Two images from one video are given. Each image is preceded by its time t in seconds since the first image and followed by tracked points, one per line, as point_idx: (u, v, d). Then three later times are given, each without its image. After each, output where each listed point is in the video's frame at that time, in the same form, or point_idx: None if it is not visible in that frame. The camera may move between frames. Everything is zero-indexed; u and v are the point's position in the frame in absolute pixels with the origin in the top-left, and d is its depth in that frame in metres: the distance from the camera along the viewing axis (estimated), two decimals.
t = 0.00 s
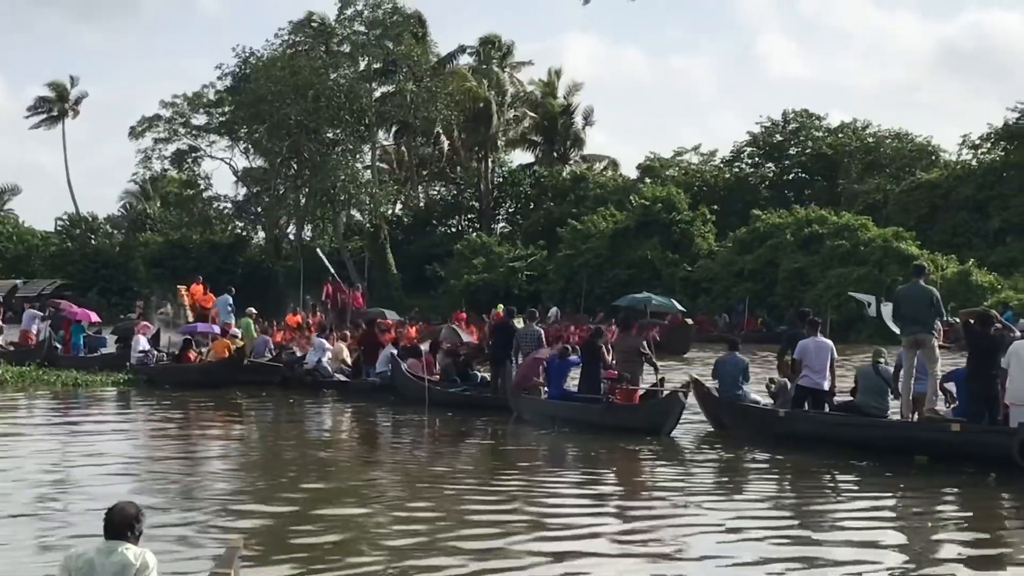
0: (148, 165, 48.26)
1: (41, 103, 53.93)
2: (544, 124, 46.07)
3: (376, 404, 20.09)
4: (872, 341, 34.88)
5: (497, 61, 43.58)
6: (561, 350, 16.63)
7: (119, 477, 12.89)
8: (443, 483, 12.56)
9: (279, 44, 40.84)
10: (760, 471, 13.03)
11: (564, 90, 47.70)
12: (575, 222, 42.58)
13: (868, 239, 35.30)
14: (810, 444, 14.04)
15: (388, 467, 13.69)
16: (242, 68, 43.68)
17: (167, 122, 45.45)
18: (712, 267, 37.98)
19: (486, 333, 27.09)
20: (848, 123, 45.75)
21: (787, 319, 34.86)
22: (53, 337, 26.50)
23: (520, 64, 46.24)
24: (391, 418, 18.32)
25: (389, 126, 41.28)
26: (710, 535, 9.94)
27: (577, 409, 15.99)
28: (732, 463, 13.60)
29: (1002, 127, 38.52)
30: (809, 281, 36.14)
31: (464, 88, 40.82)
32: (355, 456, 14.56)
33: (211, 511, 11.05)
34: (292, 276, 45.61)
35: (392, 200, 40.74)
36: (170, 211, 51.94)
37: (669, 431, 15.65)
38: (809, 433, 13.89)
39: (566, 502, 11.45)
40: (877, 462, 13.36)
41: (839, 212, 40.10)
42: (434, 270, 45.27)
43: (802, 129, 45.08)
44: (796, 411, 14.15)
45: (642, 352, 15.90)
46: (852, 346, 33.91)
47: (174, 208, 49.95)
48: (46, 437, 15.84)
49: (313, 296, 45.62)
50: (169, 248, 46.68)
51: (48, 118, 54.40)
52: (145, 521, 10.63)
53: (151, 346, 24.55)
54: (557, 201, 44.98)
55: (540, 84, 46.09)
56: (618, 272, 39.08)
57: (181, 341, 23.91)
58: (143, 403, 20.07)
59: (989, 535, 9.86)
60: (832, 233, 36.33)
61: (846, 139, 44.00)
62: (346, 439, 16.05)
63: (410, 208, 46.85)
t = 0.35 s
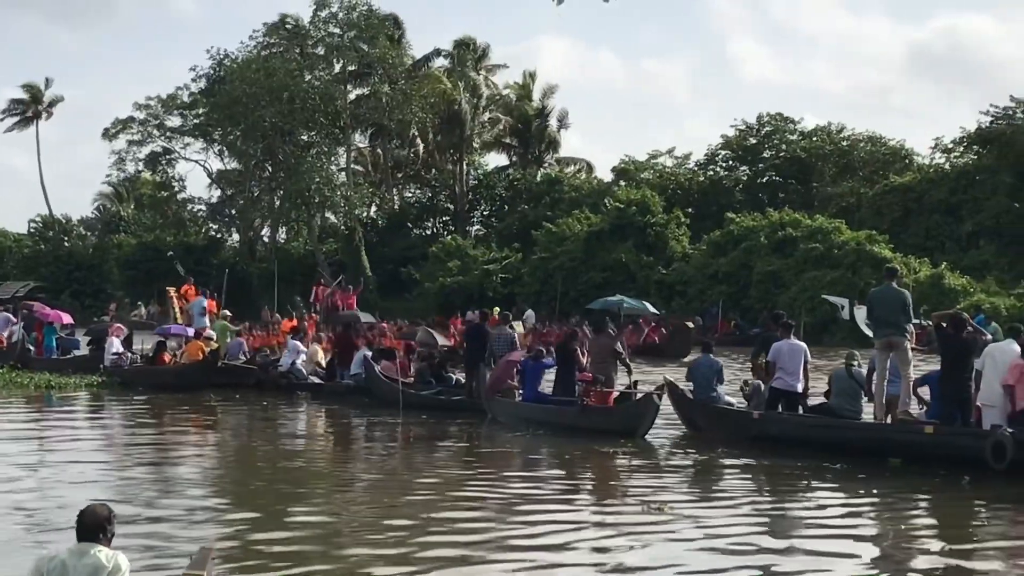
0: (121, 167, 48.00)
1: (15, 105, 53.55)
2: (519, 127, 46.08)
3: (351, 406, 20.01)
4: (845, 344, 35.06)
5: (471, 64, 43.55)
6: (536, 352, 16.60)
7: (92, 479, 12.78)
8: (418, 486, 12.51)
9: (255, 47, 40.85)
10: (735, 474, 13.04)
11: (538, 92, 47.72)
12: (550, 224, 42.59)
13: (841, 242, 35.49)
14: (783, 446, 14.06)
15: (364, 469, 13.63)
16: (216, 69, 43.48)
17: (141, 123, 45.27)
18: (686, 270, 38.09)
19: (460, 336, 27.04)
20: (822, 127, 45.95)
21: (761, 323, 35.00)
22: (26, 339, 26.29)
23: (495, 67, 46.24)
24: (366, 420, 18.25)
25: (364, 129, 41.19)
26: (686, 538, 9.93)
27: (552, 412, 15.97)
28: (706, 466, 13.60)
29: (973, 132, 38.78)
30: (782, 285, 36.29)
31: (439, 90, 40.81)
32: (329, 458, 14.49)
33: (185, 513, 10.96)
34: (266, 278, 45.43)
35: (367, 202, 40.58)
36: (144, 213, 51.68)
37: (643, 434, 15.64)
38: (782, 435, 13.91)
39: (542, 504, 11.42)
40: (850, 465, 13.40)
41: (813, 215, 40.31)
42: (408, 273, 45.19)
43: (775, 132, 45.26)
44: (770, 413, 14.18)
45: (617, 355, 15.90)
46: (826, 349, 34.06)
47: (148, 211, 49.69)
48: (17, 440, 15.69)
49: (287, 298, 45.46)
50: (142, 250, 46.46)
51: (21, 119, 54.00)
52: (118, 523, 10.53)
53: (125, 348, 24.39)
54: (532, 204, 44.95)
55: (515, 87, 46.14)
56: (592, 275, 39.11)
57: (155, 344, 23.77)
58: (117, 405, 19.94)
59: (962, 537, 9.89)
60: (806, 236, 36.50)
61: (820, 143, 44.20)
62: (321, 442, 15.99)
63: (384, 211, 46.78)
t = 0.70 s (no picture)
0: (93, 162, 47.64)
1: None
2: (492, 123, 45.98)
3: (322, 402, 19.90)
4: (817, 341, 35.17)
5: (445, 61, 43.42)
6: (508, 349, 16.53)
7: (60, 475, 12.64)
8: (390, 482, 12.43)
9: (226, 42, 40.54)
10: (706, 471, 13.03)
11: (511, 89, 47.65)
12: (523, 221, 42.53)
13: (813, 239, 35.63)
14: (755, 443, 14.05)
15: (335, 466, 13.54)
16: (188, 64, 43.18)
17: (112, 118, 44.96)
18: (658, 267, 38.16)
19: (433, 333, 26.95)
20: (794, 125, 46.07)
21: (732, 320, 35.08)
22: None
23: (468, 63, 46.14)
24: (337, 417, 18.15)
25: (337, 124, 41.00)
26: (658, 534, 9.90)
27: (524, 409, 15.92)
28: (678, 463, 13.58)
29: (944, 130, 38.93)
30: (754, 282, 36.38)
31: (412, 86, 40.67)
32: (301, 454, 14.39)
33: (154, 509, 10.85)
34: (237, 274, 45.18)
35: (339, 198, 40.35)
36: (115, 208, 51.33)
37: (615, 431, 15.61)
38: (753, 432, 13.93)
39: (514, 501, 11.36)
40: (821, 462, 13.41)
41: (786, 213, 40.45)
42: (381, 270, 45.04)
43: (748, 130, 45.36)
44: (743, 411, 14.17)
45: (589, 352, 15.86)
46: (797, 347, 34.16)
47: (120, 206, 49.33)
48: None
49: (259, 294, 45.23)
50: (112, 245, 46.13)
51: None
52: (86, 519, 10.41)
53: (96, 344, 24.18)
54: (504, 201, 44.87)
55: (488, 83, 46.08)
56: (565, 272, 39.09)
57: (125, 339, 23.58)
58: (86, 400, 19.76)
59: (932, 535, 9.89)
60: (778, 234, 36.59)
61: (792, 140, 44.32)
62: (292, 438, 15.88)
63: (357, 207, 46.62)
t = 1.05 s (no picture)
0: (63, 154, 47.24)
1: None
2: (464, 116, 45.85)
3: (294, 395, 19.79)
4: (787, 336, 35.31)
5: (418, 54, 43.25)
6: (480, 342, 16.48)
7: (30, 467, 12.54)
8: (361, 475, 12.38)
9: (198, 33, 40.19)
10: (677, 465, 13.04)
11: (484, 82, 47.53)
12: (495, 214, 42.46)
13: (785, 234, 35.77)
14: (726, 437, 14.06)
15: (307, 458, 13.47)
16: (160, 56, 42.84)
17: (84, 110, 44.63)
18: (631, 261, 38.21)
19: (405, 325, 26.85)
20: (767, 119, 46.18)
21: (704, 314, 35.17)
22: None
23: (442, 56, 46.00)
24: (309, 409, 18.07)
25: (310, 117, 40.77)
26: (630, 528, 9.90)
27: (496, 402, 15.88)
28: (650, 457, 13.58)
29: (916, 126, 39.10)
30: (726, 276, 36.47)
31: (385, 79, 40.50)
32: (272, 447, 14.32)
33: (124, 501, 10.76)
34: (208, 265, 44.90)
35: (311, 191, 40.13)
36: (86, 200, 50.93)
37: (587, 425, 15.59)
38: (725, 426, 13.95)
39: (486, 495, 11.33)
40: (792, 456, 13.43)
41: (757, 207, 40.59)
42: (352, 263, 44.88)
43: (721, 125, 45.45)
44: (714, 405, 14.19)
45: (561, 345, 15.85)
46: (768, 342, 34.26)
47: (91, 198, 48.92)
48: None
49: (230, 286, 44.95)
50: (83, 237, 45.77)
51: None
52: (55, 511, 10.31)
53: (67, 335, 23.97)
54: (476, 195, 44.78)
55: (461, 76, 45.98)
56: (537, 265, 39.06)
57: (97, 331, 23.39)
58: (56, 392, 19.59)
59: (903, 529, 9.94)
60: (750, 229, 36.68)
61: (765, 135, 44.43)
62: (263, 431, 15.79)
63: (328, 200, 46.46)
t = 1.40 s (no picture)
0: (29, 146, 46.78)
1: None
2: (433, 110, 45.70)
3: (261, 389, 19.68)
4: (754, 331, 35.44)
5: (387, 48, 43.07)
6: (448, 336, 16.43)
7: None
8: (328, 469, 12.33)
9: (166, 25, 39.84)
10: (645, 459, 13.06)
11: (454, 76, 47.41)
12: (464, 208, 42.37)
13: (752, 229, 35.93)
14: (693, 432, 14.08)
15: (274, 452, 13.41)
16: (128, 48, 42.46)
17: (51, 102, 44.19)
18: (599, 255, 38.25)
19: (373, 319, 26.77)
20: (736, 114, 46.32)
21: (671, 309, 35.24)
22: None
23: (411, 50, 45.83)
24: (276, 403, 17.97)
25: (278, 110, 40.49)
26: (596, 521, 9.90)
27: (464, 396, 15.83)
28: (617, 451, 13.58)
29: (884, 121, 39.30)
30: (693, 271, 36.56)
31: (355, 73, 40.28)
32: (239, 440, 14.24)
33: (88, 494, 10.69)
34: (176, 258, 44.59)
35: (279, 184, 39.89)
36: (53, 192, 50.48)
37: (554, 420, 15.57)
38: (692, 421, 13.96)
39: (453, 488, 11.31)
40: (758, 451, 13.45)
41: (725, 202, 40.73)
42: (320, 256, 44.69)
43: (690, 120, 45.57)
44: (682, 399, 14.20)
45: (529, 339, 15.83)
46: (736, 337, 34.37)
47: (58, 190, 48.49)
48: None
49: (198, 279, 44.66)
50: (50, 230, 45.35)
51: None
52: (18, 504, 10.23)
53: (33, 329, 23.74)
54: (445, 188, 44.67)
55: (430, 69, 45.84)
56: (506, 259, 39.04)
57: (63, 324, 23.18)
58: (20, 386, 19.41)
59: (867, 522, 10.00)
60: (718, 223, 36.81)
61: (734, 130, 44.59)
62: (230, 424, 15.70)
63: (297, 194, 46.25)
